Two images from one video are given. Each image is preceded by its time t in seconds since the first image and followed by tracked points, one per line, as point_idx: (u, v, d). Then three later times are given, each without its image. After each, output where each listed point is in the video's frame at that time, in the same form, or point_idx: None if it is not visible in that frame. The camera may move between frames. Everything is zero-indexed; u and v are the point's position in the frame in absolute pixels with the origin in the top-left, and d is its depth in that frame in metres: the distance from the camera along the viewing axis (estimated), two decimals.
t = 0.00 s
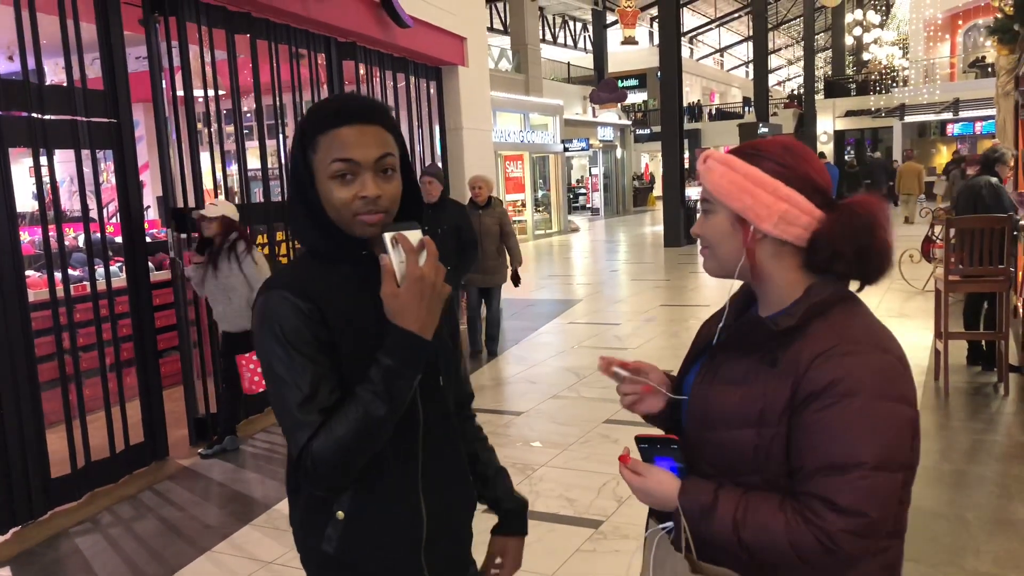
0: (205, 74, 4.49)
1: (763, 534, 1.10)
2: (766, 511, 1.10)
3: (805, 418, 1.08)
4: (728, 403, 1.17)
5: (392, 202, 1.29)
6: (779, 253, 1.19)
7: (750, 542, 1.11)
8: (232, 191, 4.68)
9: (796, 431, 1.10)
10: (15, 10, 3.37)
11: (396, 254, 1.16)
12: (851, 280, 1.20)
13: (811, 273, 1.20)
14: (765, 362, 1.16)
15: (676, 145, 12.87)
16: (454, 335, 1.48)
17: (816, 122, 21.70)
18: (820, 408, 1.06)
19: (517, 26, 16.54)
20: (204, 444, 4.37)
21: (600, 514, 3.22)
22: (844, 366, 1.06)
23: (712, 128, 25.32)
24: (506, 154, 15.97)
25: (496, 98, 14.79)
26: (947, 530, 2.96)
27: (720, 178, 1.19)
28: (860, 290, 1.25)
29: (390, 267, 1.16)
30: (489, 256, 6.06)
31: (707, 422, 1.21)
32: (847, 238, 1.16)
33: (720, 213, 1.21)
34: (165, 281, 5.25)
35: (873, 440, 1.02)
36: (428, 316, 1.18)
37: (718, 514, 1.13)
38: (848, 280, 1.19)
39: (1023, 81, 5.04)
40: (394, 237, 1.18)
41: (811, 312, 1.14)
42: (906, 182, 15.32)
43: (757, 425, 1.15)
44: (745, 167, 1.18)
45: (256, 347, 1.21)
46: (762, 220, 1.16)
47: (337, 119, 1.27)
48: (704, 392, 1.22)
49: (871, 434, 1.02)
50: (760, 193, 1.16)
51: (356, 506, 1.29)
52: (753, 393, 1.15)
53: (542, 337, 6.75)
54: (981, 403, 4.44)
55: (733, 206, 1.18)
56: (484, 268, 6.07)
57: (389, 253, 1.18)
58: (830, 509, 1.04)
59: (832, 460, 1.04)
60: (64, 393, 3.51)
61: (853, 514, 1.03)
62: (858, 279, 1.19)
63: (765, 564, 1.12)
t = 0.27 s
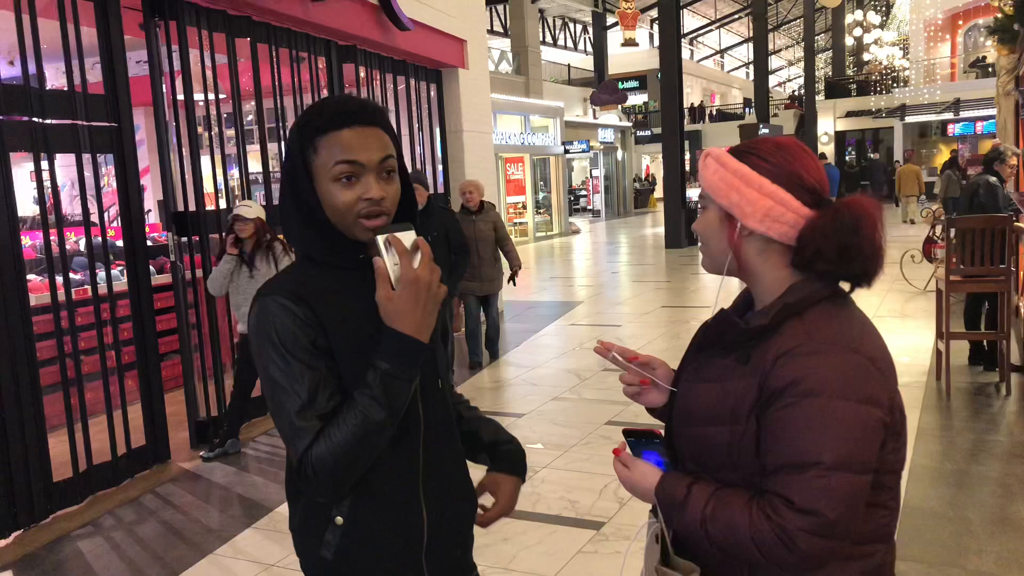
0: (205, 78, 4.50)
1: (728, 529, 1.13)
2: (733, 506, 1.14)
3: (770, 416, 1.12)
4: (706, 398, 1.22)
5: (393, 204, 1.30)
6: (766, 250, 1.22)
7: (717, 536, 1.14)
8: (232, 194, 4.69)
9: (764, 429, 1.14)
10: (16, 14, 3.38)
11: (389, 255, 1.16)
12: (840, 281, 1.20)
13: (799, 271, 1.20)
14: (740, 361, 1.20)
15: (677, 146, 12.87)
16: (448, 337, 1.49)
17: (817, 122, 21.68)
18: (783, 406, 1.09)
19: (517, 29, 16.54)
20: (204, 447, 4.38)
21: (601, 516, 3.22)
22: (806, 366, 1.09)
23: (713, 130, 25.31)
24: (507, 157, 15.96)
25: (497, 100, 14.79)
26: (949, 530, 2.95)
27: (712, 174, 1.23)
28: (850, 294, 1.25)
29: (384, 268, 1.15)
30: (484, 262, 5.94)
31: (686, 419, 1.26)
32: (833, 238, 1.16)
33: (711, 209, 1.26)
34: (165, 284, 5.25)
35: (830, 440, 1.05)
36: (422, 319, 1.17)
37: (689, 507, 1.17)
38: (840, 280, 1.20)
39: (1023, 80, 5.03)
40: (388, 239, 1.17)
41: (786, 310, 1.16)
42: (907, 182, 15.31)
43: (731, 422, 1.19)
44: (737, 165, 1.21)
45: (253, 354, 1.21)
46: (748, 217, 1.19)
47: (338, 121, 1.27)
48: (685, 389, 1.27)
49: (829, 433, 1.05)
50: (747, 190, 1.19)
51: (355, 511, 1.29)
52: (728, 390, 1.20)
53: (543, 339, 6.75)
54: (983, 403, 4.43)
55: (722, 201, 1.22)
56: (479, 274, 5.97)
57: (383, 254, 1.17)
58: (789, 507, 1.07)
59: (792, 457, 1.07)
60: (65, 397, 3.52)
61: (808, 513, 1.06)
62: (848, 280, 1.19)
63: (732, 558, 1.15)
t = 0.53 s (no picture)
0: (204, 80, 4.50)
1: (707, 525, 1.13)
2: (714, 503, 1.14)
3: (751, 413, 1.12)
4: (694, 395, 1.23)
5: (395, 204, 1.31)
6: (754, 248, 1.23)
7: (698, 532, 1.15)
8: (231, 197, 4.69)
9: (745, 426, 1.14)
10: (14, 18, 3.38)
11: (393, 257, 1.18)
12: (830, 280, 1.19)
13: (787, 271, 1.21)
14: (723, 358, 1.21)
15: (676, 147, 12.87)
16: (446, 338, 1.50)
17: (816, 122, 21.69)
18: (762, 403, 1.10)
19: (516, 30, 16.54)
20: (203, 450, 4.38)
21: (601, 516, 3.21)
22: (784, 364, 1.09)
23: (712, 130, 25.32)
24: (506, 158, 15.96)
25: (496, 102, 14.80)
26: (949, 529, 2.95)
27: (704, 172, 1.24)
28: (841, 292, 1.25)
29: (389, 269, 1.19)
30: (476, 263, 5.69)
31: (674, 416, 1.26)
32: (821, 239, 1.16)
33: (703, 207, 1.27)
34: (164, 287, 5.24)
35: (808, 437, 1.05)
36: (430, 321, 1.20)
37: (673, 504, 1.17)
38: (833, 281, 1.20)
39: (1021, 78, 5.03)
40: (392, 241, 1.20)
41: (768, 309, 1.16)
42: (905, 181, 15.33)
43: (717, 419, 1.20)
44: (727, 163, 1.21)
45: (255, 359, 1.21)
46: (735, 216, 1.20)
47: (338, 122, 1.27)
48: (673, 386, 1.28)
49: (807, 431, 1.05)
50: (735, 189, 1.20)
51: (358, 514, 1.29)
52: (714, 386, 1.20)
53: (542, 340, 6.75)
54: (982, 402, 4.43)
55: (711, 199, 1.23)
56: (469, 275, 5.68)
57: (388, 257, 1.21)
58: (765, 505, 1.07)
59: (768, 454, 1.07)
60: (65, 401, 3.51)
61: (785, 510, 1.06)
62: (836, 280, 1.19)
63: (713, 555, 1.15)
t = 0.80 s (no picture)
0: (199, 83, 4.50)
1: (710, 528, 1.13)
2: (716, 506, 1.14)
3: (751, 415, 1.12)
4: (690, 398, 1.23)
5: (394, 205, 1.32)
6: (744, 251, 1.23)
7: (700, 535, 1.15)
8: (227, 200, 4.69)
9: (744, 427, 1.14)
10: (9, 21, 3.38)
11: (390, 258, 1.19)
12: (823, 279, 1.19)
13: (779, 271, 1.21)
14: (721, 360, 1.20)
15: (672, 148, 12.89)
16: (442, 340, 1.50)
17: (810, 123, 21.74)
18: (762, 405, 1.10)
19: (511, 32, 16.56)
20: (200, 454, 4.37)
21: (599, 518, 3.21)
22: (783, 366, 1.10)
23: (707, 131, 25.36)
24: (502, 160, 15.97)
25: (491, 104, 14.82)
26: (946, 528, 2.96)
27: (692, 176, 1.25)
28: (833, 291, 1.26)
29: (387, 271, 1.19)
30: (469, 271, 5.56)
31: (671, 419, 1.27)
32: (812, 238, 1.16)
33: (693, 211, 1.27)
34: (160, 291, 5.23)
35: (810, 438, 1.05)
36: (427, 320, 1.20)
37: (673, 509, 1.18)
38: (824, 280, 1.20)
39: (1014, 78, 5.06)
40: (388, 242, 1.21)
41: (764, 311, 1.16)
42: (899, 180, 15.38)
43: (714, 421, 1.20)
44: (713, 166, 1.22)
45: (253, 362, 1.20)
46: (725, 220, 1.20)
47: (337, 124, 1.28)
48: (669, 389, 1.28)
49: (808, 432, 1.05)
50: (723, 194, 1.20)
51: (356, 516, 1.29)
52: (710, 389, 1.20)
53: (539, 342, 6.76)
54: (978, 401, 4.45)
55: (700, 204, 1.24)
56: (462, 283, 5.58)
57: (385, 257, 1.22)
58: (768, 506, 1.07)
59: (770, 457, 1.07)
60: (61, 406, 3.50)
61: (789, 512, 1.06)
62: (828, 279, 1.19)
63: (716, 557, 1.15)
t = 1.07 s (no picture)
0: (194, 82, 4.49)
1: (713, 528, 1.14)
2: (718, 506, 1.14)
3: (752, 414, 1.12)
4: (689, 397, 1.23)
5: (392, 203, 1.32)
6: (739, 250, 1.23)
7: (702, 534, 1.15)
8: (222, 199, 4.68)
9: (746, 426, 1.14)
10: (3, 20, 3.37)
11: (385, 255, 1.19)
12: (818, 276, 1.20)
13: (775, 269, 1.21)
14: (721, 358, 1.21)
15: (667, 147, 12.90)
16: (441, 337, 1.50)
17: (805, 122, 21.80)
18: (763, 403, 1.10)
19: (506, 31, 16.56)
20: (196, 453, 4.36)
21: (596, 516, 3.22)
22: (785, 363, 1.10)
23: (702, 130, 25.42)
24: (497, 159, 15.99)
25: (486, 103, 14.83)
26: (941, 526, 2.97)
27: (684, 177, 1.26)
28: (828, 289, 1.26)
29: (382, 268, 1.19)
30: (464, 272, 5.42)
31: (669, 420, 1.27)
32: (805, 235, 1.16)
33: (687, 212, 1.28)
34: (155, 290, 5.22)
35: (813, 435, 1.06)
36: (423, 317, 1.20)
37: (675, 509, 1.17)
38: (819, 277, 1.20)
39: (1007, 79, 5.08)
40: (383, 240, 1.21)
41: (763, 308, 1.17)
42: (892, 179, 15.44)
43: (714, 420, 1.20)
44: (706, 167, 1.22)
45: (248, 361, 1.21)
46: (720, 220, 1.21)
47: (336, 122, 1.28)
48: (667, 389, 1.28)
49: (811, 430, 1.06)
50: (716, 194, 1.21)
51: (353, 514, 1.29)
52: (709, 388, 1.21)
53: (535, 341, 6.76)
54: (973, 399, 4.47)
55: (693, 205, 1.24)
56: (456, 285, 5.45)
57: (379, 256, 1.21)
58: (773, 503, 1.08)
59: (773, 455, 1.08)
60: (57, 405, 3.49)
61: (795, 510, 1.06)
62: (824, 276, 1.19)
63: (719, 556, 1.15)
